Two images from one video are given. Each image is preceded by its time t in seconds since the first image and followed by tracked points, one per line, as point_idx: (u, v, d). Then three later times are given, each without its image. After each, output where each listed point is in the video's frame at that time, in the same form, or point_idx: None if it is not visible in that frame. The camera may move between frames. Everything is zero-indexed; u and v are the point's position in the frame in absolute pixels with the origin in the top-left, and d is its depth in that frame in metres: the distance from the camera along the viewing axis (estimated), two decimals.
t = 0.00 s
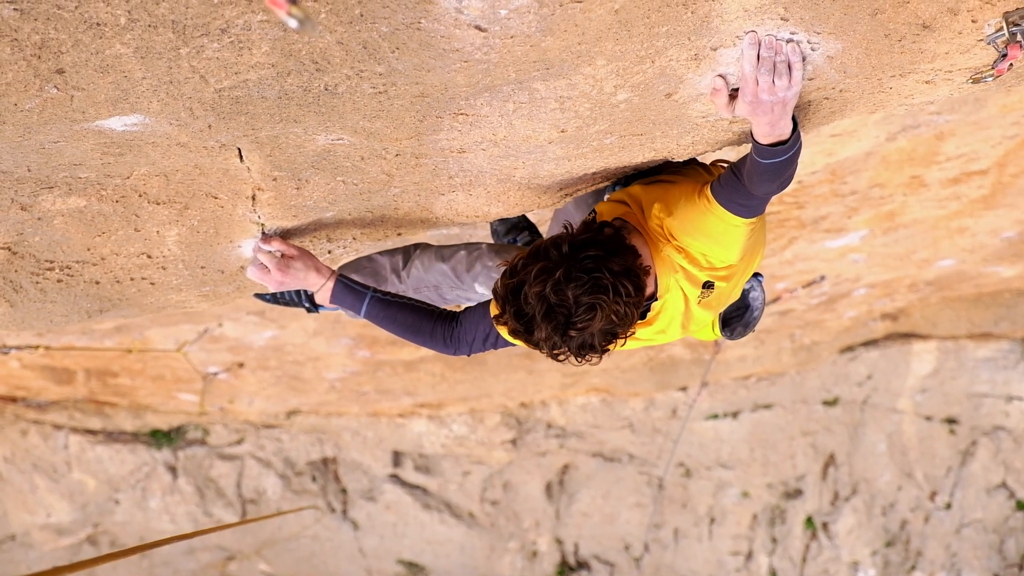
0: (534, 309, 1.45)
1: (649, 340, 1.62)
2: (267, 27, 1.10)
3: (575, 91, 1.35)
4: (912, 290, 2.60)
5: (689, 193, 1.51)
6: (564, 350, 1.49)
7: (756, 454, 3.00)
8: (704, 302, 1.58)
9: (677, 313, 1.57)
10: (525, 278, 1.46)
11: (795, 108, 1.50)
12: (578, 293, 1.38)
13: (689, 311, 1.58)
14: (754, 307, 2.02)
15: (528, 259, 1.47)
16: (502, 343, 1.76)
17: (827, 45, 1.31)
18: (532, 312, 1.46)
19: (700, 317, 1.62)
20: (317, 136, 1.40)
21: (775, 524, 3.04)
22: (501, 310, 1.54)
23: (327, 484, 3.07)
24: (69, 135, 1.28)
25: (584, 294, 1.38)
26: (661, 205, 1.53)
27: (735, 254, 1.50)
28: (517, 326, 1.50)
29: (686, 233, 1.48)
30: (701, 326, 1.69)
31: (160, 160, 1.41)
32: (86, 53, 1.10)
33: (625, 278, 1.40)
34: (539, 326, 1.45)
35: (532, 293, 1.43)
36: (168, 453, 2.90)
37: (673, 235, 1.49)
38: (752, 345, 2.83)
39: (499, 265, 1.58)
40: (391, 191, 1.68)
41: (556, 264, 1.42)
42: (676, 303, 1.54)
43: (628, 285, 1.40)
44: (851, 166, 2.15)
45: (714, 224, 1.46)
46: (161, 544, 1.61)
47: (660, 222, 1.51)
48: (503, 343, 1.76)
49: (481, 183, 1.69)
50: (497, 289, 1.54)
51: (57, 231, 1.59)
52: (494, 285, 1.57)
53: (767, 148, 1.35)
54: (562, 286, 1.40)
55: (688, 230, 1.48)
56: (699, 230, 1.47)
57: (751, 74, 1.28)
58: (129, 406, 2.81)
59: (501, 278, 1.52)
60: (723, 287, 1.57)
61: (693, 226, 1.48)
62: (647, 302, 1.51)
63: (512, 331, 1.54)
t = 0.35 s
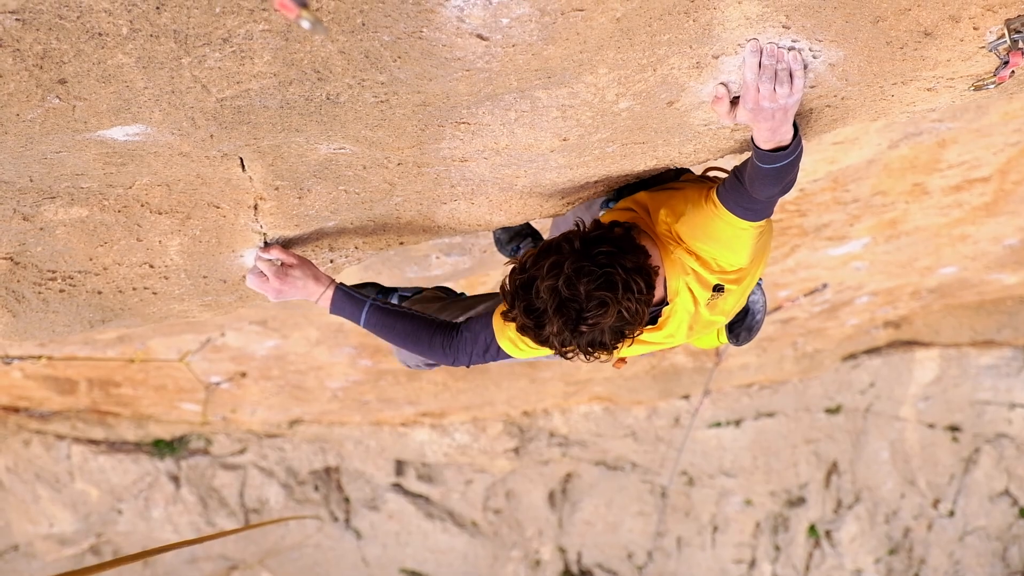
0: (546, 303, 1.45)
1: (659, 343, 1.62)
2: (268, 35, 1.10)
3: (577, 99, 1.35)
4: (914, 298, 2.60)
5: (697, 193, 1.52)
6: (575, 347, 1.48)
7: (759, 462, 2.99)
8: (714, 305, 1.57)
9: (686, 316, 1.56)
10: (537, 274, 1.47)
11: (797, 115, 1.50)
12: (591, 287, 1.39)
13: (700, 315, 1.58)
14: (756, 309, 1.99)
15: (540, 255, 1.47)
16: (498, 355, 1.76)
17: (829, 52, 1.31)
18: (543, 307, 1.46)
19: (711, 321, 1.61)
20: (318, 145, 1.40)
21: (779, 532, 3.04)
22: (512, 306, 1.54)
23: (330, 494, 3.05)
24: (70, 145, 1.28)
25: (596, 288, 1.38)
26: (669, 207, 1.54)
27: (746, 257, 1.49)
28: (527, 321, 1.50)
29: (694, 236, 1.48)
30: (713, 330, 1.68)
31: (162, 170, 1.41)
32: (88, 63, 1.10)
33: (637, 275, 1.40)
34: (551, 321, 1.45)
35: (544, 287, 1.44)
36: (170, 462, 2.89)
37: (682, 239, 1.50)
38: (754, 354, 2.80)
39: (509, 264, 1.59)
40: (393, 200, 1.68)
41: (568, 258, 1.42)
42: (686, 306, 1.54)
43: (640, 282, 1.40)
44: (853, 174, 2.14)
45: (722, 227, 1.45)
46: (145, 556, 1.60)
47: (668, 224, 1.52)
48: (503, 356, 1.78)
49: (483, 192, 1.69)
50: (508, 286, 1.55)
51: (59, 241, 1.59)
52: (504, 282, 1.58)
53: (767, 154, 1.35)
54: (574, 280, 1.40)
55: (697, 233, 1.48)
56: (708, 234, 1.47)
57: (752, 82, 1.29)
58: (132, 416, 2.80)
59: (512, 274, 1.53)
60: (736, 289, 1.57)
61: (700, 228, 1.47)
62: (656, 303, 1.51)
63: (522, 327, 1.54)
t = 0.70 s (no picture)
0: (552, 284, 1.46)
1: (655, 350, 1.62)
2: (270, 44, 1.10)
3: (579, 108, 1.35)
4: (916, 306, 2.59)
5: (700, 199, 1.52)
6: (574, 333, 1.48)
7: (760, 470, 2.98)
8: (713, 316, 1.58)
9: (686, 324, 1.56)
10: (546, 256, 1.49)
11: (797, 123, 1.50)
12: (601, 274, 1.41)
13: (698, 324, 1.58)
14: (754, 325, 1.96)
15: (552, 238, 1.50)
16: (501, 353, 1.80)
17: (829, 61, 1.31)
18: (549, 288, 1.47)
19: (709, 332, 1.61)
20: (319, 155, 1.40)
21: (780, 541, 3.02)
22: (515, 287, 1.55)
23: (331, 503, 3.03)
24: (72, 154, 1.28)
25: (605, 274, 1.40)
26: (671, 213, 1.54)
27: (746, 267, 1.49)
28: (529, 301, 1.50)
29: (696, 245, 1.49)
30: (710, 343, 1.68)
31: (163, 179, 1.41)
32: (89, 73, 1.11)
33: (646, 269, 1.43)
34: (555, 303, 1.46)
35: (553, 268, 1.45)
36: (172, 471, 2.88)
37: (684, 248, 1.50)
38: (756, 362, 2.80)
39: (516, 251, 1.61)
40: (394, 209, 1.68)
41: (582, 243, 1.45)
42: (686, 313, 1.54)
43: (648, 276, 1.43)
44: (854, 183, 2.13)
45: (724, 238, 1.45)
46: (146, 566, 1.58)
47: (670, 231, 1.52)
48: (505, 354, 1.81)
49: (483, 201, 1.69)
50: (513, 269, 1.56)
51: (60, 250, 1.59)
52: (509, 266, 1.59)
53: (770, 162, 1.35)
54: (584, 265, 1.42)
55: (698, 242, 1.48)
56: (709, 243, 1.47)
57: (753, 90, 1.29)
58: (133, 426, 2.80)
59: (520, 256, 1.54)
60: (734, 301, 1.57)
61: (702, 236, 1.48)
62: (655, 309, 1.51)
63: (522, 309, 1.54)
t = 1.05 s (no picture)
0: (559, 273, 1.43)
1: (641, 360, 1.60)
2: (270, 53, 1.10)
3: (579, 117, 1.35)
4: (916, 315, 2.59)
5: (692, 208, 1.52)
6: (575, 326, 1.45)
7: (761, 479, 2.97)
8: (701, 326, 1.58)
9: (674, 332, 1.55)
10: (556, 247, 1.46)
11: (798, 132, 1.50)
12: (611, 269, 1.39)
13: (685, 333, 1.58)
14: (751, 338, 1.97)
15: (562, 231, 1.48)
16: (474, 381, 1.72)
17: (829, 70, 1.31)
18: (555, 278, 1.44)
19: (695, 343, 1.61)
20: (319, 164, 1.41)
21: (780, 550, 3.02)
22: (519, 276, 1.52)
23: (332, 512, 3.02)
24: (72, 162, 1.28)
25: (615, 268, 1.39)
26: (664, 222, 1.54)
27: (738, 279, 1.50)
28: (532, 289, 1.46)
29: (691, 253, 1.49)
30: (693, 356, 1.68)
31: (163, 188, 1.41)
32: (89, 82, 1.11)
33: (653, 266, 1.44)
34: (561, 293, 1.43)
35: (563, 258, 1.43)
36: (172, 480, 2.87)
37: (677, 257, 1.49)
38: (756, 371, 2.80)
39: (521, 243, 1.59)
40: (394, 218, 1.68)
41: (594, 238, 1.44)
42: (675, 320, 1.53)
43: (655, 274, 1.43)
44: (854, 192, 2.13)
45: (721, 246, 1.46)
46: None
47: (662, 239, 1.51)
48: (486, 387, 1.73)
49: (484, 210, 1.69)
50: (518, 258, 1.53)
51: (61, 259, 1.59)
52: (514, 256, 1.56)
53: (773, 170, 1.34)
54: (595, 257, 1.41)
55: (694, 250, 1.48)
56: (704, 251, 1.47)
57: (753, 99, 1.29)
58: (133, 434, 2.79)
59: (530, 245, 1.52)
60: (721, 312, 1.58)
61: (697, 244, 1.48)
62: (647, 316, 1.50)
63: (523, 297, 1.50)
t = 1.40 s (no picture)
0: (544, 284, 1.42)
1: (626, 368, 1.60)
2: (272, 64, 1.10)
3: (580, 127, 1.35)
4: (918, 325, 2.58)
5: (689, 218, 1.51)
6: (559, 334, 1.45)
7: (762, 489, 2.96)
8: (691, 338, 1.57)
9: (661, 342, 1.54)
10: (543, 256, 1.45)
11: (799, 142, 1.50)
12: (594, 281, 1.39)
13: (673, 344, 1.57)
14: (742, 363, 1.98)
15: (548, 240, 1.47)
16: (473, 395, 1.71)
17: (830, 80, 1.31)
18: (540, 290, 1.43)
19: (683, 354, 1.60)
20: (321, 173, 1.41)
21: (782, 559, 3.01)
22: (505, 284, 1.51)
23: (332, 521, 3.00)
24: (74, 173, 1.28)
25: (600, 280, 1.38)
26: (660, 231, 1.52)
27: (728, 293, 1.50)
28: (517, 299, 1.46)
29: (686, 264, 1.47)
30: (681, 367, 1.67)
31: (165, 198, 1.41)
32: (92, 92, 1.11)
33: (640, 279, 1.42)
34: (545, 304, 1.42)
35: (548, 271, 1.42)
36: (173, 490, 2.86)
37: (672, 267, 1.48)
38: (757, 380, 2.77)
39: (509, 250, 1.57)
40: (396, 228, 1.68)
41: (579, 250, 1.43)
42: (663, 331, 1.52)
43: (642, 286, 1.42)
44: (856, 202, 2.13)
45: (717, 259, 1.44)
46: None
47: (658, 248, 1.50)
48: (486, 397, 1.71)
49: (485, 220, 1.69)
50: (505, 266, 1.52)
51: (63, 269, 1.59)
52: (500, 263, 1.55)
53: (771, 182, 1.33)
54: (581, 268, 1.40)
55: (689, 261, 1.47)
56: (698, 263, 1.46)
57: (755, 109, 1.28)
58: (134, 444, 2.79)
59: (515, 253, 1.50)
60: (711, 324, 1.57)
61: (693, 255, 1.46)
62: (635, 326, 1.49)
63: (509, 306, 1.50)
